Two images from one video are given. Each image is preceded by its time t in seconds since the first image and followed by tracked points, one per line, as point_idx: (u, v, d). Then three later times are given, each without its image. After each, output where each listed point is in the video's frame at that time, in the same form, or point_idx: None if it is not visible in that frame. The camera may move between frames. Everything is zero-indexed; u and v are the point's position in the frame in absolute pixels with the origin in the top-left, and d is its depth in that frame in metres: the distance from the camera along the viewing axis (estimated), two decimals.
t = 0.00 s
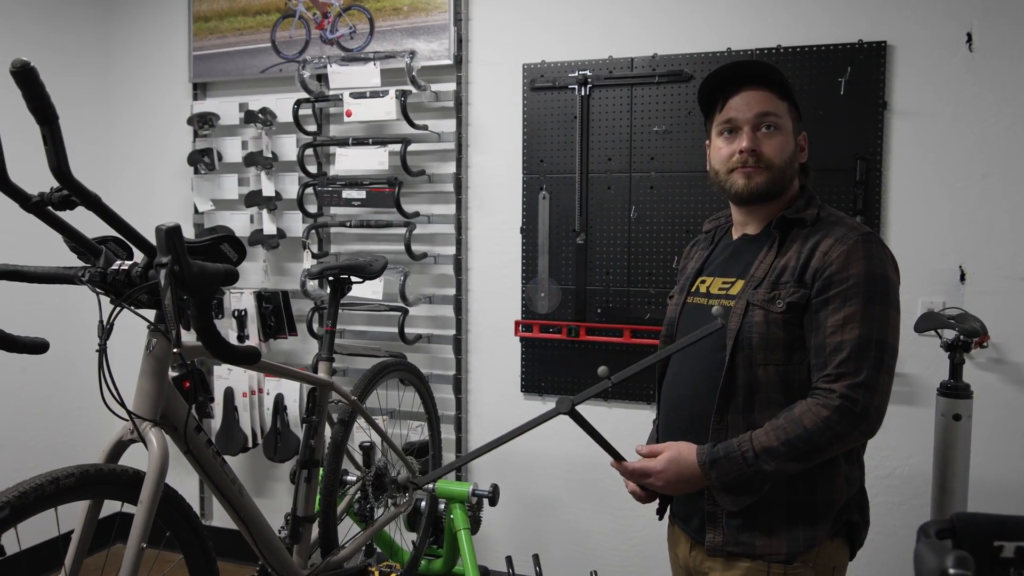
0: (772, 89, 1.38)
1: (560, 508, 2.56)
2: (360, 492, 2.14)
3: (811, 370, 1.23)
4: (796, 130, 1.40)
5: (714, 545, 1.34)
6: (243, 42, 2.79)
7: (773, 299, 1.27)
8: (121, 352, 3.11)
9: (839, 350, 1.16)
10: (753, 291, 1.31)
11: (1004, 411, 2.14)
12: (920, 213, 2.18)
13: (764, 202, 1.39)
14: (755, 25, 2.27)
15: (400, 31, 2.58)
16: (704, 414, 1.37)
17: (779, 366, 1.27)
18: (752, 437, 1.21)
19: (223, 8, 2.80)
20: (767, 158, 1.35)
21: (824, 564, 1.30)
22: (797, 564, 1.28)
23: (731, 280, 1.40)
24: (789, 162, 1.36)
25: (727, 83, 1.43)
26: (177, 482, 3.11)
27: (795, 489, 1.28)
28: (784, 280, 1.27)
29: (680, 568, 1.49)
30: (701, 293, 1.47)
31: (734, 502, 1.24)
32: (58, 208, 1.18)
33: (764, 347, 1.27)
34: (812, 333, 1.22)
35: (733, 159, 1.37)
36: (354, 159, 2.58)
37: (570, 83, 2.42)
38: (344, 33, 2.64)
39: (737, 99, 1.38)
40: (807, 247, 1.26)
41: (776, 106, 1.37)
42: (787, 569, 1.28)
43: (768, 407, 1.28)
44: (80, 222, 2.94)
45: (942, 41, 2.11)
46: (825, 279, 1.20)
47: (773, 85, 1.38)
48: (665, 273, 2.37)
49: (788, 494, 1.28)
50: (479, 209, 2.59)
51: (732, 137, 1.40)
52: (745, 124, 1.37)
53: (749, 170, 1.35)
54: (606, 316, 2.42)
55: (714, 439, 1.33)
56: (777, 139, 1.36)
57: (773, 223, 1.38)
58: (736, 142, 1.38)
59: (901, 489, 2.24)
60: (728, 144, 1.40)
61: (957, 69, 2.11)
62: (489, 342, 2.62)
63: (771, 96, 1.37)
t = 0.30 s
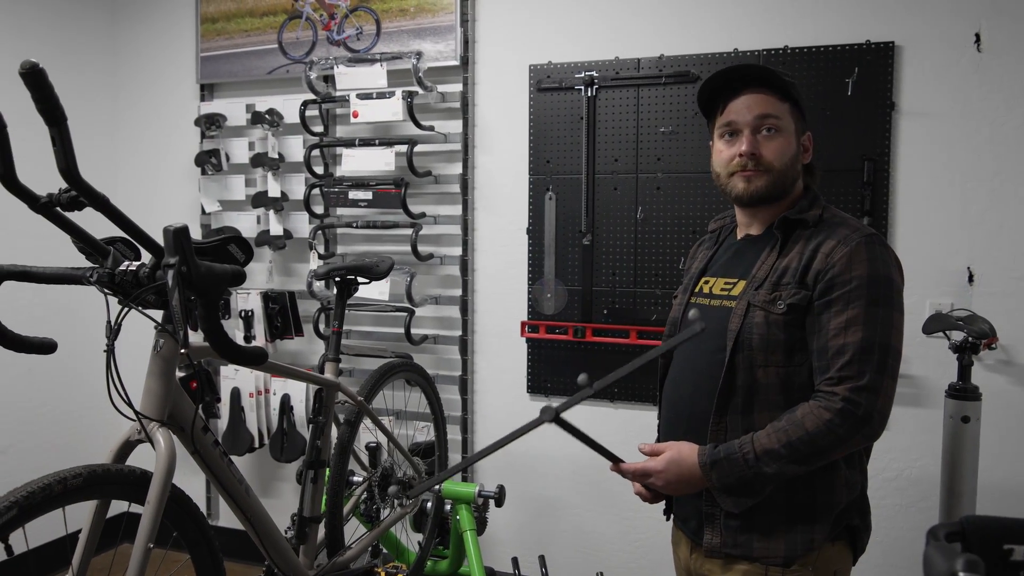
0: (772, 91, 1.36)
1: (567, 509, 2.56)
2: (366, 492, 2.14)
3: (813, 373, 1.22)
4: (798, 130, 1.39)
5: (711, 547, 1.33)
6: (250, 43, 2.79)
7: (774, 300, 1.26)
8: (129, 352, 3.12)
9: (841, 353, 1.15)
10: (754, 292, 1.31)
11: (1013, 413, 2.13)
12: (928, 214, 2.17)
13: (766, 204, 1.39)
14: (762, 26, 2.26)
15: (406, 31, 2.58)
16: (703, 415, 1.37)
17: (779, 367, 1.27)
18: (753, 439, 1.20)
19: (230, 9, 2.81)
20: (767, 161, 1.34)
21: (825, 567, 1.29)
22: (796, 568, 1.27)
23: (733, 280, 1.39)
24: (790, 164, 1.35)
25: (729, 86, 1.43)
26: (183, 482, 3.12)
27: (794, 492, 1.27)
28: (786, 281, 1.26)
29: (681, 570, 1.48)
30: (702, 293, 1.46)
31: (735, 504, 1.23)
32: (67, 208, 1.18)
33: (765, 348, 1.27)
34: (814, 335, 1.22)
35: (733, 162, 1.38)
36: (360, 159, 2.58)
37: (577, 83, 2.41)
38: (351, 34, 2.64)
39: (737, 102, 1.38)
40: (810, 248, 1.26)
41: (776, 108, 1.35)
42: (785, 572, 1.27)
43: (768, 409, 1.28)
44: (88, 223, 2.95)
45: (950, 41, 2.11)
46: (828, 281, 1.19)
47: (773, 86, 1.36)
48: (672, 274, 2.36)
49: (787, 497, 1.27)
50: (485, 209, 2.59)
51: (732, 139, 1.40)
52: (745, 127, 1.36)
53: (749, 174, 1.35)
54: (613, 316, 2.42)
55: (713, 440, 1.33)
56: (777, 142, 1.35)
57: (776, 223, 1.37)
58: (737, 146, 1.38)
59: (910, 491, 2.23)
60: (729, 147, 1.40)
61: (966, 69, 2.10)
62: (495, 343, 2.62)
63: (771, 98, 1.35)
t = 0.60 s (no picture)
0: (756, 97, 1.32)
1: (574, 510, 2.57)
2: (375, 492, 2.16)
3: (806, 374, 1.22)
4: (789, 134, 1.33)
5: (708, 545, 1.35)
6: (258, 44, 2.80)
7: (768, 301, 1.27)
8: (138, 352, 3.13)
9: (832, 354, 1.15)
10: (750, 292, 1.31)
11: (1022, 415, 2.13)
12: (936, 215, 2.16)
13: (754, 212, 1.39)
14: (770, 27, 2.26)
15: (415, 33, 2.58)
16: (700, 415, 1.38)
17: (773, 369, 1.27)
18: (743, 440, 1.21)
19: (239, 11, 2.82)
20: (745, 172, 1.34)
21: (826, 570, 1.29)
22: (793, 570, 1.27)
23: (733, 281, 1.40)
24: (771, 175, 1.33)
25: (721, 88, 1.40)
26: (192, 480, 3.14)
27: (789, 493, 1.27)
28: (781, 282, 1.26)
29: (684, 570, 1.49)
30: (706, 294, 1.46)
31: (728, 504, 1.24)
32: (81, 211, 1.19)
33: (759, 349, 1.27)
34: (806, 336, 1.21)
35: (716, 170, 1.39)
36: (369, 160, 2.59)
37: (585, 84, 2.42)
38: (359, 35, 2.65)
39: (722, 109, 1.36)
40: (806, 248, 1.25)
41: (759, 116, 1.31)
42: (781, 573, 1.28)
43: (762, 409, 1.28)
44: (99, 223, 2.97)
45: (959, 43, 2.10)
46: (820, 282, 1.19)
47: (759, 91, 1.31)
48: (679, 274, 2.36)
49: (782, 498, 1.28)
50: (493, 210, 2.60)
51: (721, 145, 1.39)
52: (726, 134, 1.35)
53: (729, 185, 1.37)
54: (621, 317, 2.43)
55: (709, 440, 1.34)
56: (757, 151, 1.32)
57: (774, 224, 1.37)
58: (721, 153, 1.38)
59: (918, 493, 2.23)
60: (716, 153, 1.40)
61: (975, 71, 2.09)
62: (502, 344, 2.62)
63: (753, 105, 1.31)
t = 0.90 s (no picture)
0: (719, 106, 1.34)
1: (576, 511, 2.56)
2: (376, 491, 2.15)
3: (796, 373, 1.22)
4: (754, 140, 1.32)
5: (695, 543, 1.34)
6: (263, 45, 2.81)
7: (759, 299, 1.27)
8: (141, 351, 3.14)
9: (818, 353, 1.14)
10: (742, 290, 1.31)
11: None
12: (941, 217, 2.15)
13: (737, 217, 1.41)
14: (773, 27, 2.26)
15: (418, 33, 2.59)
16: (691, 413, 1.38)
17: (763, 367, 1.26)
18: (727, 436, 1.21)
19: (244, 12, 2.83)
20: (714, 182, 1.38)
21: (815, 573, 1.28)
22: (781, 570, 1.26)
23: (728, 279, 1.40)
24: (734, 184, 1.35)
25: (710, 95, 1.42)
26: (195, 480, 3.14)
27: (776, 493, 1.27)
28: (772, 280, 1.26)
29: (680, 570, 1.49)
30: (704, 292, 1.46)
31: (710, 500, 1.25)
32: (82, 208, 1.19)
33: (748, 347, 1.27)
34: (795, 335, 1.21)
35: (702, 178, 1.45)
36: (372, 161, 2.59)
37: (588, 85, 2.42)
38: (363, 36, 2.66)
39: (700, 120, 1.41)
40: (798, 246, 1.24)
41: (720, 127, 1.34)
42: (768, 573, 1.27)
43: (750, 407, 1.28)
44: (103, 222, 2.98)
45: (963, 44, 2.09)
46: (810, 281, 1.18)
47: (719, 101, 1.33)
48: (682, 275, 2.36)
49: (769, 498, 1.27)
50: (496, 211, 2.60)
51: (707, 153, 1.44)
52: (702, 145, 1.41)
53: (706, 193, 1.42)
54: (623, 318, 2.43)
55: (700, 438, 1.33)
56: (719, 161, 1.36)
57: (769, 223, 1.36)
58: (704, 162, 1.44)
59: (921, 495, 2.22)
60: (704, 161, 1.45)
61: (979, 71, 2.09)
62: (505, 344, 2.62)
63: (715, 116, 1.35)
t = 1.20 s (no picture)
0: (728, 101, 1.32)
1: (580, 511, 2.56)
2: (380, 491, 2.14)
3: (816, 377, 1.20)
4: (768, 131, 1.31)
5: (694, 542, 1.34)
6: (268, 45, 2.82)
7: (762, 300, 1.26)
8: (147, 351, 3.15)
9: (848, 357, 1.12)
10: (745, 291, 1.31)
11: None
12: (946, 216, 2.15)
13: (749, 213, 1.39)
14: (777, 27, 2.26)
15: (423, 34, 2.60)
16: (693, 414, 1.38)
17: (765, 367, 1.26)
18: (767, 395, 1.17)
19: (249, 12, 2.84)
20: (729, 178, 1.35)
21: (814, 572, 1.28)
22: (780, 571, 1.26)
23: (730, 279, 1.40)
24: (753, 176, 1.32)
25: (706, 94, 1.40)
26: (199, 479, 3.15)
27: (777, 494, 1.26)
28: (776, 281, 1.26)
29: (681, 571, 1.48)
30: (705, 291, 1.47)
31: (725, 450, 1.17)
32: (87, 206, 1.19)
33: (752, 348, 1.26)
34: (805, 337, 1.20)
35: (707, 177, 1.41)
36: (377, 161, 2.60)
37: (592, 85, 2.42)
38: (368, 36, 2.67)
39: (703, 117, 1.38)
40: (804, 248, 1.24)
41: (733, 120, 1.31)
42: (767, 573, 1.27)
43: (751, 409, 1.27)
44: (108, 222, 2.99)
45: (969, 43, 2.09)
46: (823, 283, 1.17)
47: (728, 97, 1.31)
48: (687, 275, 2.36)
49: (769, 499, 1.27)
50: (500, 211, 2.60)
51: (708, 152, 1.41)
52: (708, 143, 1.37)
53: (718, 191, 1.38)
54: (628, 318, 2.42)
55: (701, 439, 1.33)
56: (734, 156, 1.32)
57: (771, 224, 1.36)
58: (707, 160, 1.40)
59: (926, 496, 2.21)
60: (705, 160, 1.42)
61: (985, 71, 2.08)
62: (509, 344, 2.62)
63: (723, 111, 1.32)
